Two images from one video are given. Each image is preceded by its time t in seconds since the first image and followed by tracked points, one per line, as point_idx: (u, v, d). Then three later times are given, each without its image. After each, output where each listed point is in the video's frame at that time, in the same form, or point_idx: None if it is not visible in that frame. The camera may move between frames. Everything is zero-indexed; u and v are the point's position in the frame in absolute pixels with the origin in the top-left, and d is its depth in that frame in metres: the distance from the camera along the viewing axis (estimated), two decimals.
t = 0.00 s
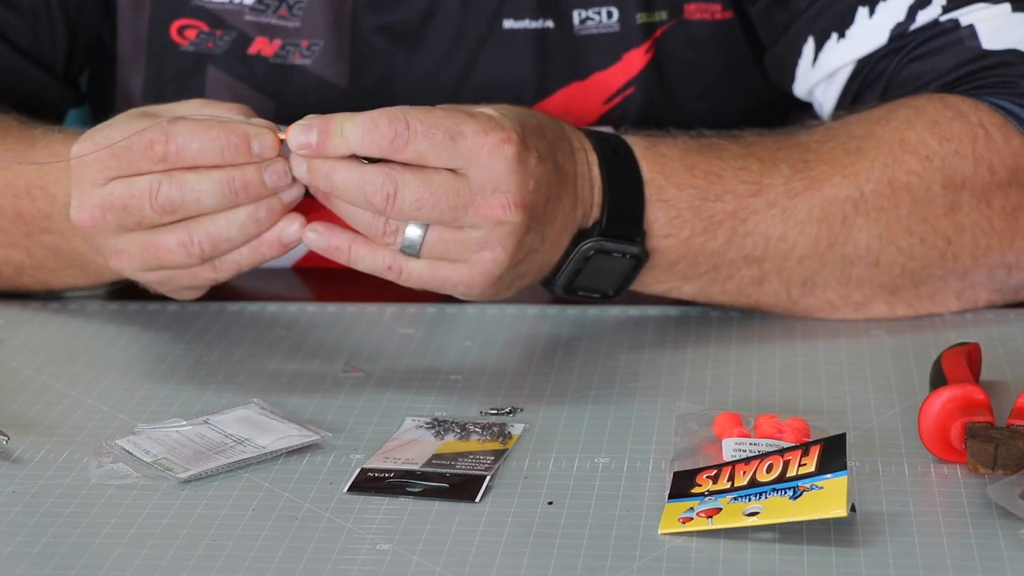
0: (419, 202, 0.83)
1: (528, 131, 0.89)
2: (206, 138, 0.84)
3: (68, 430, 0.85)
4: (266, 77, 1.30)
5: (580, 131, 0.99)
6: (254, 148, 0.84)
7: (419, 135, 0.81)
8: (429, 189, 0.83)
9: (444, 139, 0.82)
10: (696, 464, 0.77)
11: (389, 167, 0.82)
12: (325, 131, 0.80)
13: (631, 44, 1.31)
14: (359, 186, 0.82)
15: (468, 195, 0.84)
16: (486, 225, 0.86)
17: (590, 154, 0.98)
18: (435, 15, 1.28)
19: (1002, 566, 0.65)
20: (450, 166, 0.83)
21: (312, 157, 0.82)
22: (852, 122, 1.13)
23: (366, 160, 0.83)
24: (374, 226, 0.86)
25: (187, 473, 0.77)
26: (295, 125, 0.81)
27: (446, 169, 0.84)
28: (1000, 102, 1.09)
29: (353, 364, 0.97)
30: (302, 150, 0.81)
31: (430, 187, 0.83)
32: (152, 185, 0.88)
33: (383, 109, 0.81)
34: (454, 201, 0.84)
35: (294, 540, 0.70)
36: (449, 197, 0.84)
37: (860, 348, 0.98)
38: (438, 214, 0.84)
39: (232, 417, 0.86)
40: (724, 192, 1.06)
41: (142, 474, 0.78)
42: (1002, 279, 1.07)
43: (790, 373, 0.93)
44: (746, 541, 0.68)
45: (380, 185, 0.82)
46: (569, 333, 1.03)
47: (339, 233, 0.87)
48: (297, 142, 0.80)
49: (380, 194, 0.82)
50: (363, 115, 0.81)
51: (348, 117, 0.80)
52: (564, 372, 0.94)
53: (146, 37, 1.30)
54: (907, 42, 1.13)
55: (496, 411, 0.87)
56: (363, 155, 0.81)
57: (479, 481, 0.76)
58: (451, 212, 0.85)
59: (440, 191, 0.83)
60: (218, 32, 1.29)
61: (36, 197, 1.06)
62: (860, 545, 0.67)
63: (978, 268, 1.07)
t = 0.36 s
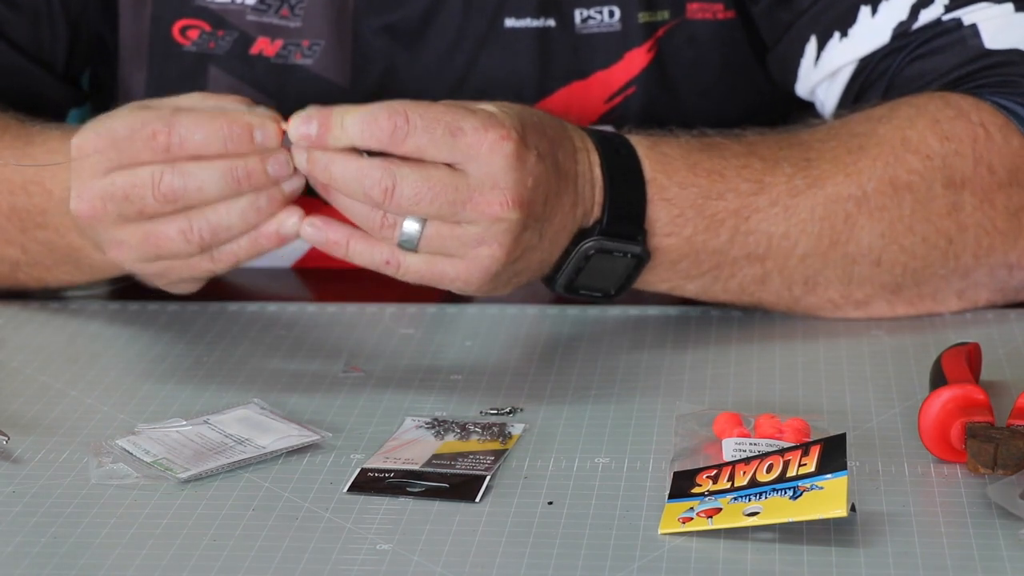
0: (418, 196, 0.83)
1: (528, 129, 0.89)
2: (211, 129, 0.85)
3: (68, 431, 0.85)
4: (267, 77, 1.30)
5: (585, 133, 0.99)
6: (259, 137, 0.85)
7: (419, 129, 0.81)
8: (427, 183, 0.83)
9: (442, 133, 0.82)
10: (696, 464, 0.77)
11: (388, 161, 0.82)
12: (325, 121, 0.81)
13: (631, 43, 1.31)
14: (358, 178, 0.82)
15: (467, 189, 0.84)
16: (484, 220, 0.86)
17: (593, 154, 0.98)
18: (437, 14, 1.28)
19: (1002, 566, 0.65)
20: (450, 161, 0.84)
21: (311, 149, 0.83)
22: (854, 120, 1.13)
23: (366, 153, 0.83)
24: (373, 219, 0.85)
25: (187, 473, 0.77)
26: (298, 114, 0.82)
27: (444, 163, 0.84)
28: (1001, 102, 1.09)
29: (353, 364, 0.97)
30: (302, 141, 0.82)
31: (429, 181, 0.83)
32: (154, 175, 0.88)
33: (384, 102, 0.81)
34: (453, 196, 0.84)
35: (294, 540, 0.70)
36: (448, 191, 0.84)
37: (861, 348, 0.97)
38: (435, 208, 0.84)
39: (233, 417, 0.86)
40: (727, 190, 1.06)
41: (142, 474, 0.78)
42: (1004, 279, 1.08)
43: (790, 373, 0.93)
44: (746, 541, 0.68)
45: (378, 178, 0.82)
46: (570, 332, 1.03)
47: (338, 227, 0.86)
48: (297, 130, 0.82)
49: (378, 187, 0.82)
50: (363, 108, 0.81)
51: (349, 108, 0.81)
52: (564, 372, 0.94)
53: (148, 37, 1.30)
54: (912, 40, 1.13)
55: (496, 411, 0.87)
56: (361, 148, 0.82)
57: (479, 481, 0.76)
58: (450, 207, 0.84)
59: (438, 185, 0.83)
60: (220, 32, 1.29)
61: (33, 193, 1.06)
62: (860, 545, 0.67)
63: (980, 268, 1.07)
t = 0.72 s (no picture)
0: (408, 288, 0.82)
1: (540, 214, 0.84)
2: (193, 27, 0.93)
3: (67, 431, 0.85)
4: (264, 88, 1.30)
5: (612, 169, 0.92)
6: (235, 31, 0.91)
7: (421, 232, 0.78)
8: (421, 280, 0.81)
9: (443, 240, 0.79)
10: (696, 464, 0.77)
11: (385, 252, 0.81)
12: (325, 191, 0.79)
13: (628, 48, 1.31)
14: (350, 255, 0.82)
15: (461, 284, 0.82)
16: (475, 307, 0.85)
17: (614, 197, 0.92)
18: (438, 18, 1.29)
19: (1002, 566, 0.65)
20: (447, 257, 0.81)
21: (315, 207, 0.81)
22: (868, 126, 1.11)
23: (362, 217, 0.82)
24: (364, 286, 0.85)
25: (187, 473, 0.77)
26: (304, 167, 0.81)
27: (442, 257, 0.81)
28: (1008, 105, 1.11)
29: (353, 364, 0.97)
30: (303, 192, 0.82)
31: (420, 275, 0.81)
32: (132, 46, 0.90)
33: (391, 195, 0.78)
34: (445, 290, 0.82)
35: (293, 541, 0.70)
36: (441, 287, 0.82)
37: (861, 349, 0.97)
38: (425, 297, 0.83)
39: (233, 417, 0.86)
40: (751, 218, 1.00)
41: (142, 474, 0.78)
42: (1009, 284, 1.08)
43: (791, 373, 0.93)
44: (746, 541, 0.68)
45: (373, 267, 0.81)
46: (570, 333, 1.03)
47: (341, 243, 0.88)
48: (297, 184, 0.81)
49: (371, 273, 0.82)
50: (370, 191, 0.78)
51: (354, 188, 0.78)
52: (565, 373, 0.94)
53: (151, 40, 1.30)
54: (916, 43, 1.14)
55: (496, 411, 0.87)
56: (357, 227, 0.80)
57: (479, 481, 0.76)
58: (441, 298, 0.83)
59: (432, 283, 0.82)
60: (214, 45, 1.29)
61: None
62: (860, 545, 0.67)
63: (987, 273, 1.07)
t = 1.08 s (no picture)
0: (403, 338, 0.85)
1: (537, 267, 0.84)
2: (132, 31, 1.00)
3: (67, 431, 0.85)
4: (264, 85, 1.31)
5: (622, 205, 0.92)
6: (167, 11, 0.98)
7: (409, 292, 0.80)
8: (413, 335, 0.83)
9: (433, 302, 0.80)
10: (696, 464, 0.77)
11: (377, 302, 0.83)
12: (324, 232, 0.82)
13: (630, 46, 1.31)
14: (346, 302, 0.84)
15: (453, 335, 0.84)
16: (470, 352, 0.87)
17: (622, 234, 0.91)
18: (440, 17, 1.29)
19: (1002, 566, 0.65)
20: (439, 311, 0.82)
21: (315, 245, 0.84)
22: (873, 131, 1.11)
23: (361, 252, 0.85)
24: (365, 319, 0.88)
25: (187, 473, 0.77)
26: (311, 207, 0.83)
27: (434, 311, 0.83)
28: (1013, 106, 1.11)
29: (353, 364, 0.97)
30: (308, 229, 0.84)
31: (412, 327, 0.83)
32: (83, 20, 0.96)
33: (378, 257, 0.80)
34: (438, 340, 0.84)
35: (293, 541, 0.70)
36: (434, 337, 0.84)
37: (862, 349, 0.97)
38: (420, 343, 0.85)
39: (233, 417, 0.86)
40: (761, 239, 1.01)
41: (142, 474, 0.78)
42: (1011, 288, 1.08)
43: (791, 374, 0.93)
44: (746, 541, 0.68)
45: (366, 316, 0.84)
46: (570, 333, 1.03)
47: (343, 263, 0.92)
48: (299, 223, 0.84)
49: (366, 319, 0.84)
50: (361, 247, 0.80)
51: (349, 242, 0.81)
52: (564, 373, 0.94)
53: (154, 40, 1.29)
54: (920, 43, 1.14)
55: (496, 411, 0.87)
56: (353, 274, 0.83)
57: (479, 481, 0.76)
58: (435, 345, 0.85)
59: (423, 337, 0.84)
60: (215, 42, 1.29)
61: None
62: (860, 545, 0.67)
63: (991, 278, 1.08)
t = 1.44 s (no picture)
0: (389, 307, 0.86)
1: (527, 265, 0.85)
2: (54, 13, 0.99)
3: (67, 431, 0.85)
4: (265, 89, 1.31)
5: (628, 211, 0.92)
6: None
7: (397, 288, 0.80)
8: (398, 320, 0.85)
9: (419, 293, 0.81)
10: (696, 464, 0.77)
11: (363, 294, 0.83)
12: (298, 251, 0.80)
13: (630, 49, 1.31)
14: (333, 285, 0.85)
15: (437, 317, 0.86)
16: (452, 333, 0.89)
17: (626, 242, 0.91)
18: (441, 19, 1.29)
19: (1002, 566, 0.65)
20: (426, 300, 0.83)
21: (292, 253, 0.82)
22: (878, 134, 1.11)
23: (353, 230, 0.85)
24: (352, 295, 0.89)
25: (187, 473, 0.77)
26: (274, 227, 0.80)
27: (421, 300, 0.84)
28: (1017, 106, 1.11)
29: (353, 364, 0.97)
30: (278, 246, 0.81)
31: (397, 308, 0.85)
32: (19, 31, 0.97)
33: (365, 260, 0.79)
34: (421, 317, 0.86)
35: (293, 541, 0.70)
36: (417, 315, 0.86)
37: (863, 349, 0.97)
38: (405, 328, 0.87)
39: (233, 417, 0.86)
40: (769, 244, 1.01)
41: (142, 475, 0.78)
42: (1015, 290, 1.09)
43: (792, 374, 0.93)
44: (746, 540, 0.68)
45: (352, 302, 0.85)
46: (570, 334, 1.03)
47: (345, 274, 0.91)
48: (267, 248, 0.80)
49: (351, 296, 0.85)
50: (348, 252, 0.79)
51: (329, 251, 0.79)
52: (564, 373, 0.94)
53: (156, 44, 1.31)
54: (924, 43, 1.15)
55: (496, 411, 0.87)
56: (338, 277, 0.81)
57: (479, 481, 0.76)
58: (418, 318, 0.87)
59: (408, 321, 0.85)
60: (215, 46, 1.30)
61: None
62: (860, 545, 0.67)
63: (995, 280, 1.08)
